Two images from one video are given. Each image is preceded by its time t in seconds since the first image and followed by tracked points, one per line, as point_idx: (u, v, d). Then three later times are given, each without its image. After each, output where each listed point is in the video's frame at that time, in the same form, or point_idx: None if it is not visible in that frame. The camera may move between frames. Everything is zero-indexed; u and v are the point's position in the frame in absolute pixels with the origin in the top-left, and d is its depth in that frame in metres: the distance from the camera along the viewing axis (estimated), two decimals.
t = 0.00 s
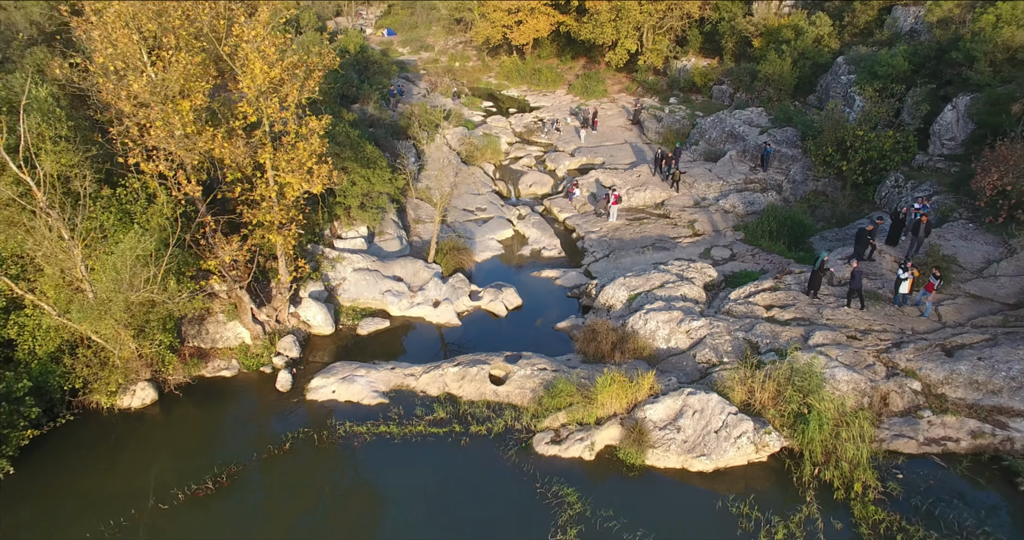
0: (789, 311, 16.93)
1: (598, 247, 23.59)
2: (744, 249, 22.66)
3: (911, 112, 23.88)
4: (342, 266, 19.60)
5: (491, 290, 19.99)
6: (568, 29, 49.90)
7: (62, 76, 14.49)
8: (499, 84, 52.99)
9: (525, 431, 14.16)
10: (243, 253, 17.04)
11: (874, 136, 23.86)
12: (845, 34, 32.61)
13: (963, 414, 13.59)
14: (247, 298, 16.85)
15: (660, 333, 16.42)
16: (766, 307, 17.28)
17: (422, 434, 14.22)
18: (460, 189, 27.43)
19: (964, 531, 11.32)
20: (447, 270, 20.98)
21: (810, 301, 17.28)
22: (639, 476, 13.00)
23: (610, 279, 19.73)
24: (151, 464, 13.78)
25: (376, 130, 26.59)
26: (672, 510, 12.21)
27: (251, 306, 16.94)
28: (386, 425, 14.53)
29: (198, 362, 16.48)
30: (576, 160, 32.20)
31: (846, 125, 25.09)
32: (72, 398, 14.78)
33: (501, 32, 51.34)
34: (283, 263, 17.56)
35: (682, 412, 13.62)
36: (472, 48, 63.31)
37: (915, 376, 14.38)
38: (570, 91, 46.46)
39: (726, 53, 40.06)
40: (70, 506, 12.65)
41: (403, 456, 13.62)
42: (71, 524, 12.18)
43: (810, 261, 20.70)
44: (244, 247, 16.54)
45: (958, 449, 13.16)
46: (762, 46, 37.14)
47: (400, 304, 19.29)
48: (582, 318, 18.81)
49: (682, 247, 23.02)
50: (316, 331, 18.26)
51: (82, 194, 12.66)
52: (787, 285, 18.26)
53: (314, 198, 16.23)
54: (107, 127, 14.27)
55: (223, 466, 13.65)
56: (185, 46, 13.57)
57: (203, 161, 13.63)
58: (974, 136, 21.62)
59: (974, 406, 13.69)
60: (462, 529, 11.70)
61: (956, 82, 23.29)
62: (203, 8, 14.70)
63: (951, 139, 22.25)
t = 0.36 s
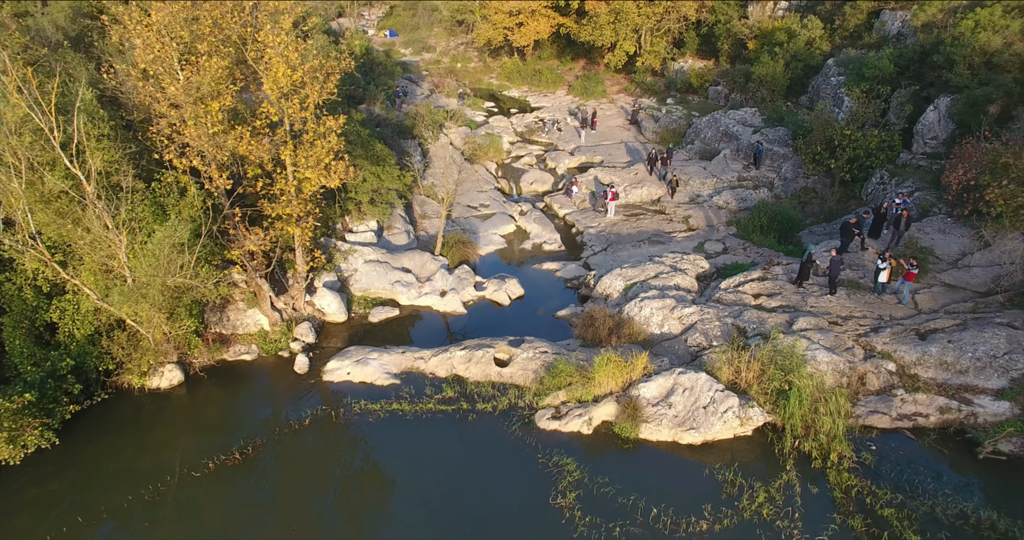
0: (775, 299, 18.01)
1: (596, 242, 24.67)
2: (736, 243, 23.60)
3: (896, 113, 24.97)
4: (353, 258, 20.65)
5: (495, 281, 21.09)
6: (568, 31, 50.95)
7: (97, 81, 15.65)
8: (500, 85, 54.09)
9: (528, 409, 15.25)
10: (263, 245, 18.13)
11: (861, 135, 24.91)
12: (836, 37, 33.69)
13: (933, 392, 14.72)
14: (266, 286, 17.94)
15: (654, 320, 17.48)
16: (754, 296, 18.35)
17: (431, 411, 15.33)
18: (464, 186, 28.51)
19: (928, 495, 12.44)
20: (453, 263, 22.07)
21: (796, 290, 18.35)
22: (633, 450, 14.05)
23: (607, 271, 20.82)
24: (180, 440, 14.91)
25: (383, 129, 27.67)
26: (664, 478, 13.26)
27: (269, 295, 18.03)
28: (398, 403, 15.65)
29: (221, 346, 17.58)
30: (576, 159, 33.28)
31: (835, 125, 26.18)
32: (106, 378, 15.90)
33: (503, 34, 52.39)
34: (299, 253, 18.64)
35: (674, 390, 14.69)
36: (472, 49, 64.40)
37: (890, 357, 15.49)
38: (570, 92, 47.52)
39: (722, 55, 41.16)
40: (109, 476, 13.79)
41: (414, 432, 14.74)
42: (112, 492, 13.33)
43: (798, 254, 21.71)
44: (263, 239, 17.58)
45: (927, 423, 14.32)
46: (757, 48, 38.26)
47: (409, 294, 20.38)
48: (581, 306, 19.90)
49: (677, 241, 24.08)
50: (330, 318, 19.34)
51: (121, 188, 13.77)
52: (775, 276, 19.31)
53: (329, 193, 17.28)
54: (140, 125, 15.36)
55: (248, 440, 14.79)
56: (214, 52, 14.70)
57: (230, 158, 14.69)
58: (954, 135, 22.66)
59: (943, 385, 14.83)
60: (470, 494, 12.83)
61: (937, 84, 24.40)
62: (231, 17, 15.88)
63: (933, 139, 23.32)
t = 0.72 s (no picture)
0: (764, 289, 18.96)
1: (595, 236, 25.63)
2: (729, 237, 24.46)
3: (884, 112, 25.97)
4: (362, 251, 21.62)
5: (498, 273, 22.05)
6: (567, 32, 51.89)
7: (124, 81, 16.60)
8: (501, 85, 55.08)
9: (530, 390, 16.22)
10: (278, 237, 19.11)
11: (850, 134, 25.85)
12: (828, 38, 34.69)
13: (910, 374, 15.73)
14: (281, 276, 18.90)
15: (648, 308, 18.43)
16: (744, 285, 19.31)
17: (439, 392, 16.31)
18: (467, 183, 29.50)
19: (901, 467, 13.43)
20: (457, 256, 23.05)
21: (784, 280, 19.33)
22: (628, 428, 14.98)
23: (606, 263, 21.79)
24: (201, 420, 15.88)
25: (389, 128, 28.63)
26: (657, 452, 14.23)
27: (283, 285, 18.99)
28: (408, 385, 16.66)
29: (238, 333, 18.56)
30: (575, 157, 34.25)
31: (825, 124, 27.16)
32: (132, 362, 16.91)
33: (504, 36, 53.32)
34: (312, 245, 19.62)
35: (667, 372, 15.63)
36: (473, 49, 65.37)
37: (871, 342, 16.49)
38: (570, 92, 48.49)
39: (718, 56, 42.14)
40: (138, 453, 14.77)
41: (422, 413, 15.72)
42: (142, 467, 14.30)
43: (788, 248, 22.65)
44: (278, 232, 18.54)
45: (904, 403, 15.33)
46: (752, 49, 39.25)
47: (415, 285, 21.32)
48: (580, 297, 20.86)
49: (673, 236, 25.04)
50: (340, 308, 20.28)
51: (150, 182, 14.73)
52: (765, 267, 20.28)
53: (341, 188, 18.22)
54: (166, 124, 16.34)
55: (267, 420, 15.78)
56: (235, 54, 15.69)
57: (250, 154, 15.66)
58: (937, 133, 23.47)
59: (920, 368, 15.83)
60: (476, 468, 13.78)
61: (922, 84, 25.40)
62: (253, 22, 16.90)
63: (918, 137, 24.18)
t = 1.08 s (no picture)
0: (753, 278, 20.05)
1: (593, 230, 26.72)
2: (722, 232, 25.42)
3: (870, 112, 27.08)
4: (372, 243, 22.71)
5: (501, 265, 23.13)
6: (567, 33, 52.98)
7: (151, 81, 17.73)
8: (502, 85, 56.18)
9: (532, 371, 17.34)
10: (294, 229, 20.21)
11: (839, 132, 26.81)
12: (820, 40, 35.82)
13: (887, 356, 16.90)
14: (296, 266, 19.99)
15: (644, 296, 19.51)
16: (735, 275, 20.40)
17: (447, 373, 17.42)
18: (470, 180, 30.59)
19: (875, 439, 14.57)
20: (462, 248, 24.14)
21: (772, 270, 20.43)
22: (623, 407, 16.05)
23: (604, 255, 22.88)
24: (224, 400, 17.03)
25: (395, 127, 29.73)
26: (649, 427, 15.33)
27: (299, 274, 20.07)
28: (417, 367, 17.80)
29: (256, 320, 19.67)
30: (575, 155, 35.34)
31: (815, 123, 28.27)
32: (159, 346, 18.01)
33: (505, 37, 54.38)
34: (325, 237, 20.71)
35: (660, 353, 16.74)
36: (475, 50, 66.49)
37: (852, 327, 17.61)
38: (570, 92, 49.58)
39: (714, 57, 43.26)
40: (167, 428, 15.95)
41: (432, 391, 16.87)
42: (172, 440, 15.51)
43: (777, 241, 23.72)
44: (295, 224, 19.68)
45: (881, 383, 16.45)
46: (747, 51, 40.38)
47: (423, 275, 22.40)
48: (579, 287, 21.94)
49: (668, 230, 26.10)
50: (352, 297, 21.36)
51: (180, 176, 15.89)
52: (755, 258, 21.36)
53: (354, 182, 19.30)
54: (191, 121, 17.46)
55: (287, 400, 16.95)
56: (256, 57, 16.87)
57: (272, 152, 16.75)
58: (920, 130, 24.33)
59: (897, 350, 17.00)
60: (482, 442, 14.85)
61: (907, 85, 26.54)
62: (272, 28, 18.09)
63: (903, 137, 25.14)
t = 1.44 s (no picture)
0: (743, 269, 21.15)
1: (591, 225, 27.84)
2: (715, 226, 26.56)
3: (858, 112, 28.21)
4: (381, 236, 23.84)
5: (504, 257, 24.24)
6: (567, 34, 54.07)
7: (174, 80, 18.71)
8: (503, 85, 57.29)
9: (533, 354, 18.45)
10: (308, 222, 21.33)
11: (828, 131, 27.90)
12: (812, 42, 36.97)
13: (867, 340, 18.03)
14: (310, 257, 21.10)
15: (639, 286, 20.63)
16: (725, 266, 21.50)
17: (454, 356, 18.55)
18: (473, 177, 31.72)
19: (853, 416, 15.69)
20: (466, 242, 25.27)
21: (761, 261, 21.54)
22: (619, 388, 17.13)
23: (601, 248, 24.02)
24: (243, 382, 18.15)
25: (401, 125, 30.87)
26: (643, 404, 16.43)
27: (312, 264, 21.17)
28: (426, 350, 18.97)
29: (272, 308, 20.80)
30: (574, 154, 36.46)
31: (805, 122, 29.40)
32: (181, 331, 19.16)
33: (506, 38, 55.48)
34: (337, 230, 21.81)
35: (653, 337, 17.85)
36: (476, 51, 67.64)
37: (835, 313, 18.74)
38: (570, 92, 50.69)
39: (711, 59, 44.39)
40: (191, 408, 17.06)
41: (441, 373, 18.03)
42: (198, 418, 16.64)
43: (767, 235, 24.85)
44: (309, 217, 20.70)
45: (861, 365, 17.59)
46: (742, 52, 41.52)
47: (429, 267, 23.50)
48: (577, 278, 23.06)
49: (663, 224, 27.20)
50: (362, 287, 22.45)
51: (206, 170, 17.06)
52: (745, 250, 22.48)
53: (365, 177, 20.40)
54: (213, 119, 18.57)
55: (304, 381, 18.10)
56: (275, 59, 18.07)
57: (292, 148, 17.97)
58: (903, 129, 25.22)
59: (876, 335, 18.13)
60: (488, 419, 16.00)
61: (893, 86, 27.68)
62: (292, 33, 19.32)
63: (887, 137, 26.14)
